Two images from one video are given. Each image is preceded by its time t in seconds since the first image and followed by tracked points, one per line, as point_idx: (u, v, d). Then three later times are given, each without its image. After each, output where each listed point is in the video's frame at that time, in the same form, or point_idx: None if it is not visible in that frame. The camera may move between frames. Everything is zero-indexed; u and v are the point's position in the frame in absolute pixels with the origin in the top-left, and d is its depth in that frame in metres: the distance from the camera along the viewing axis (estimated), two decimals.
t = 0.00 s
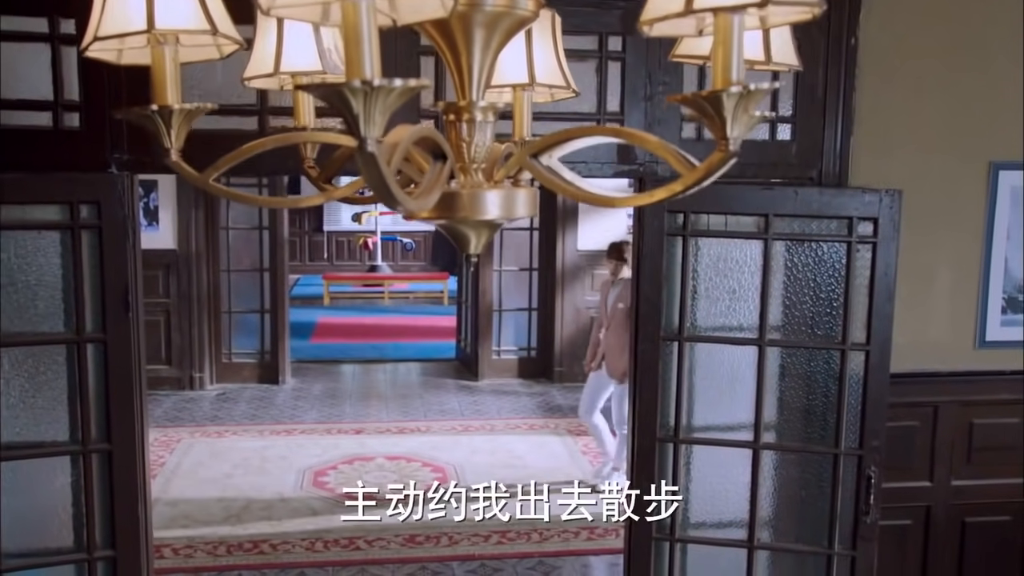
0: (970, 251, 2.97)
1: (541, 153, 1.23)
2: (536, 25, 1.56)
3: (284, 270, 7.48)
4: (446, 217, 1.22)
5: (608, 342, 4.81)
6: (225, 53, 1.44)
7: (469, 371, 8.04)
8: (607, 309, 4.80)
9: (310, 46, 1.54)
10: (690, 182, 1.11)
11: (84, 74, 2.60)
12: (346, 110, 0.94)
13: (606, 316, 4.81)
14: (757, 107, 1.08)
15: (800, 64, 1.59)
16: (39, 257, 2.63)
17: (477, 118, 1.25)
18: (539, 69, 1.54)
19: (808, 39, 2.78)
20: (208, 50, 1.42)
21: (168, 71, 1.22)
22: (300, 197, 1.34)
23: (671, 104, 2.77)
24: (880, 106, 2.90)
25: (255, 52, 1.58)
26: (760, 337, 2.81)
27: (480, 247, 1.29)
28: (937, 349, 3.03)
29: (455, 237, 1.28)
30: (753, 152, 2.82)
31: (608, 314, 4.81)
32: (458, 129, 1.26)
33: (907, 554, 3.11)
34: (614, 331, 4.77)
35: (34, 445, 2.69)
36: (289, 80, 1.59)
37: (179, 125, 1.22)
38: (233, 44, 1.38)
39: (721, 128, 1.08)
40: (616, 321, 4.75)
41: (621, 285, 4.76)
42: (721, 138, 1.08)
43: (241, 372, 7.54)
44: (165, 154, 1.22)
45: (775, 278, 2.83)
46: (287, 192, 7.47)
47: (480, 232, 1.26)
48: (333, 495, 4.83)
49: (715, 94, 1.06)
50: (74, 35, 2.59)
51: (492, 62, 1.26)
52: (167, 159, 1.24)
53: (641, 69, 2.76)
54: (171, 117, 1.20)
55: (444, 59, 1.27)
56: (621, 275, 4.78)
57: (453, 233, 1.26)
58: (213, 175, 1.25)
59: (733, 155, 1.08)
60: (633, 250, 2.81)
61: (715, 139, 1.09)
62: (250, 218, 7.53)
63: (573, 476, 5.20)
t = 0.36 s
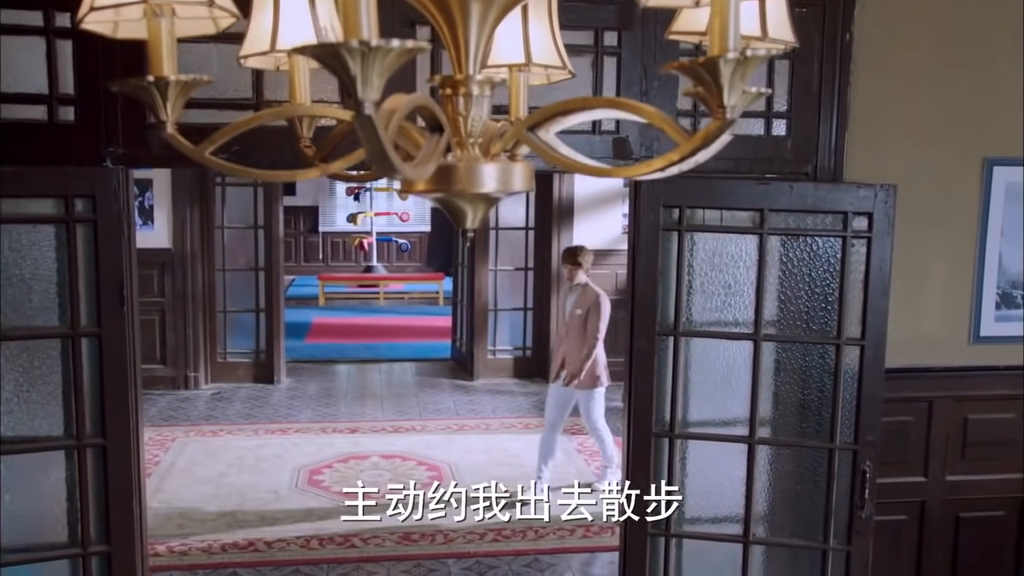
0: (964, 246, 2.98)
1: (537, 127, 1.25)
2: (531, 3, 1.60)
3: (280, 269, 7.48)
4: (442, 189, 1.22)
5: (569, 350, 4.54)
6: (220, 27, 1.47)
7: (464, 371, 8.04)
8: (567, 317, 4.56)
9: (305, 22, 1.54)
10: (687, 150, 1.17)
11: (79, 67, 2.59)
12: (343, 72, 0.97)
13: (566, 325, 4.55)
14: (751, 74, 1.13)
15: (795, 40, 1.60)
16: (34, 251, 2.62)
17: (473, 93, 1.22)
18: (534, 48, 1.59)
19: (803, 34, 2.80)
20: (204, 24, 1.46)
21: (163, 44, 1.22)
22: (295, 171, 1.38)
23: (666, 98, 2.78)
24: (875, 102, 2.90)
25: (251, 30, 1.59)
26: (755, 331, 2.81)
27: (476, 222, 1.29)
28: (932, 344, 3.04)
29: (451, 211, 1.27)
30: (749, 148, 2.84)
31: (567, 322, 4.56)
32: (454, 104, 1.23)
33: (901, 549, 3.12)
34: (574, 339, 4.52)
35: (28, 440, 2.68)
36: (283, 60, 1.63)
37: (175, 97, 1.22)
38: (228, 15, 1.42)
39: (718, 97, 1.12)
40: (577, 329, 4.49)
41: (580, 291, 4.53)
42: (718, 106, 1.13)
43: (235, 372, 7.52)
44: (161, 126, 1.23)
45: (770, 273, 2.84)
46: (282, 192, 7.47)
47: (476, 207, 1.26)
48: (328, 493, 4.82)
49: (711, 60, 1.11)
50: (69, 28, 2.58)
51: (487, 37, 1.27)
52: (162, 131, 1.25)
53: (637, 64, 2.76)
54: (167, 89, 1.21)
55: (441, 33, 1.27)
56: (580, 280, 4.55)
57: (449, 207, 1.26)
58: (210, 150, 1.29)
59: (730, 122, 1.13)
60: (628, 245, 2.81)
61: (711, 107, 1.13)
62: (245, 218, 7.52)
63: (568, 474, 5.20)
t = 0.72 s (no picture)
0: (956, 241, 3.00)
1: (531, 99, 1.26)
2: None
3: (272, 268, 7.47)
4: (437, 161, 1.21)
5: (534, 349, 4.28)
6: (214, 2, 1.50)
7: (457, 371, 8.04)
8: (530, 315, 4.30)
9: None
10: (683, 117, 1.21)
11: (71, 60, 2.59)
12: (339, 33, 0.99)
13: (530, 323, 4.29)
14: (745, 42, 1.19)
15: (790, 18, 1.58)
16: (25, 245, 2.61)
17: (468, 66, 1.26)
18: (529, 29, 1.60)
19: (795, 29, 2.82)
20: None
21: (157, 16, 1.29)
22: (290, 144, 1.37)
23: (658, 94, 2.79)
24: (868, 97, 2.92)
25: (244, 9, 1.60)
26: (748, 326, 2.82)
27: (471, 196, 1.29)
28: (924, 338, 3.05)
29: (446, 185, 1.27)
30: (742, 143, 2.85)
31: (530, 320, 4.31)
32: (449, 77, 1.26)
33: (893, 543, 3.13)
34: (540, 339, 4.27)
35: (19, 434, 2.66)
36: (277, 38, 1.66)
37: (168, 68, 1.29)
38: None
39: (713, 63, 1.18)
40: (545, 328, 4.24)
41: (541, 288, 4.27)
42: (713, 73, 1.18)
43: (228, 371, 7.50)
44: (155, 97, 1.30)
45: (762, 268, 2.85)
46: (274, 191, 7.46)
47: (471, 180, 1.26)
48: (321, 491, 4.81)
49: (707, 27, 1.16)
50: (61, 22, 2.58)
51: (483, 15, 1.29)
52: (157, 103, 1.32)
53: (630, 58, 2.77)
54: (160, 59, 1.28)
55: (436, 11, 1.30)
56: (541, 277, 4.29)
57: (444, 181, 1.26)
58: (202, 121, 1.36)
59: (724, 90, 1.19)
60: (622, 239, 2.82)
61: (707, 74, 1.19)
62: (238, 217, 7.50)
63: (561, 472, 5.20)
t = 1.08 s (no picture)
0: (947, 234, 3.01)
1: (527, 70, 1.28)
2: None
3: (264, 266, 7.45)
4: (432, 132, 1.23)
5: (496, 358, 4.07)
6: None
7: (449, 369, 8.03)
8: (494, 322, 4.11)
9: None
10: (678, 85, 1.27)
11: (61, 51, 2.58)
12: None
13: (493, 330, 4.11)
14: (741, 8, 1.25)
15: None
16: (15, 237, 2.60)
17: (463, 37, 1.23)
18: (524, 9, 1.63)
19: (788, 23, 2.84)
20: None
21: None
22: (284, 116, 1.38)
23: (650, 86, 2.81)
24: (860, 91, 2.93)
25: None
26: (740, 319, 2.82)
27: (467, 168, 1.30)
28: (916, 331, 3.06)
29: (441, 157, 1.29)
30: (734, 136, 2.86)
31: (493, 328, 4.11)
32: (445, 49, 1.24)
33: (884, 536, 3.14)
34: (503, 347, 4.07)
35: (9, 428, 2.65)
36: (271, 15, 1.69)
37: (163, 37, 1.35)
38: None
39: (710, 30, 1.25)
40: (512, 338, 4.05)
41: (509, 295, 4.11)
42: (710, 40, 1.25)
43: (219, 369, 7.47)
44: (150, 67, 1.36)
45: (755, 260, 2.85)
46: (266, 189, 7.45)
47: (466, 151, 1.27)
48: (313, 488, 4.80)
49: None
50: (51, 13, 2.57)
51: None
52: (151, 73, 1.37)
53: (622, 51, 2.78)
54: (156, 29, 1.34)
55: None
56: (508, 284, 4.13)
57: (440, 152, 1.28)
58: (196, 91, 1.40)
59: (721, 56, 1.25)
60: (614, 232, 2.82)
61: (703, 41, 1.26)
62: (229, 214, 7.48)
63: (554, 469, 5.20)
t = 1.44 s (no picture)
0: (937, 228, 3.03)
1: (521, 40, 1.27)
2: None
3: (255, 264, 7.44)
4: (428, 103, 1.21)
5: (463, 358, 3.90)
6: None
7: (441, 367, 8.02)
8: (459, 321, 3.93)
9: None
10: (675, 52, 1.26)
11: (51, 43, 2.57)
12: None
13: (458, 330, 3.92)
14: None
15: None
16: (5, 230, 2.58)
17: (458, 9, 1.25)
18: None
19: (780, 17, 2.85)
20: None
21: None
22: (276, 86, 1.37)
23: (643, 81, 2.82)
24: (851, 85, 2.94)
25: None
26: (732, 312, 2.83)
27: (461, 141, 1.29)
28: (907, 324, 3.08)
29: (435, 129, 1.27)
30: (726, 130, 2.86)
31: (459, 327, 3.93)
32: (440, 20, 1.25)
33: (876, 530, 3.15)
34: (469, 346, 3.90)
35: None
36: None
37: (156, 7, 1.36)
38: None
39: None
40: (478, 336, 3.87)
41: (475, 292, 3.92)
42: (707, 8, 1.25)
43: (210, 368, 7.44)
44: (142, 36, 1.35)
45: (747, 253, 2.86)
46: (257, 186, 7.44)
47: (461, 123, 1.26)
48: (304, 485, 4.79)
49: None
50: (42, 4, 2.56)
51: None
52: (143, 43, 1.36)
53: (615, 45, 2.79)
54: None
55: None
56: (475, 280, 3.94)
57: (434, 124, 1.26)
58: (188, 61, 1.39)
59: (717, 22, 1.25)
60: (607, 225, 2.82)
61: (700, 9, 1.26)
62: (220, 212, 7.46)
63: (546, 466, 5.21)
